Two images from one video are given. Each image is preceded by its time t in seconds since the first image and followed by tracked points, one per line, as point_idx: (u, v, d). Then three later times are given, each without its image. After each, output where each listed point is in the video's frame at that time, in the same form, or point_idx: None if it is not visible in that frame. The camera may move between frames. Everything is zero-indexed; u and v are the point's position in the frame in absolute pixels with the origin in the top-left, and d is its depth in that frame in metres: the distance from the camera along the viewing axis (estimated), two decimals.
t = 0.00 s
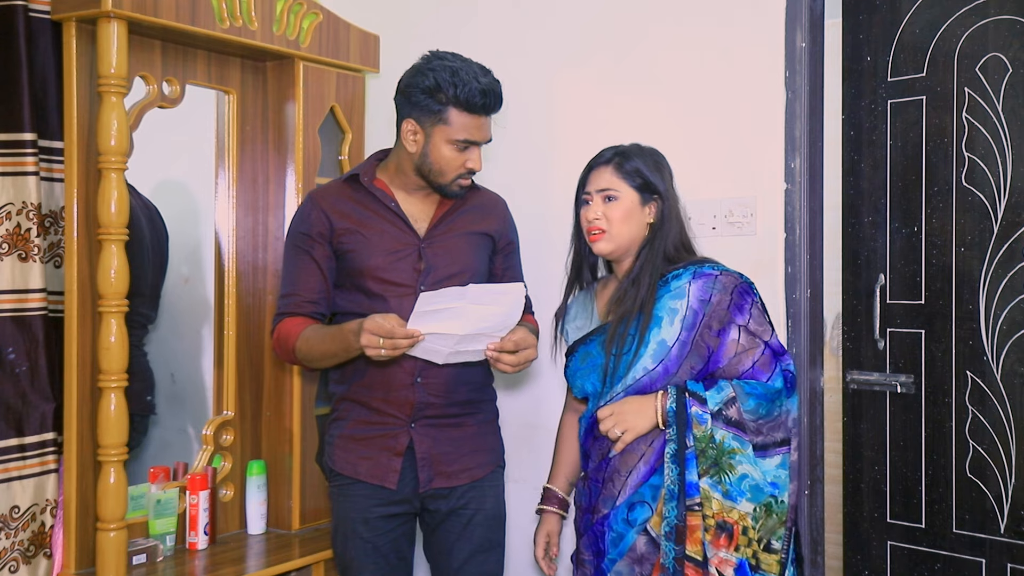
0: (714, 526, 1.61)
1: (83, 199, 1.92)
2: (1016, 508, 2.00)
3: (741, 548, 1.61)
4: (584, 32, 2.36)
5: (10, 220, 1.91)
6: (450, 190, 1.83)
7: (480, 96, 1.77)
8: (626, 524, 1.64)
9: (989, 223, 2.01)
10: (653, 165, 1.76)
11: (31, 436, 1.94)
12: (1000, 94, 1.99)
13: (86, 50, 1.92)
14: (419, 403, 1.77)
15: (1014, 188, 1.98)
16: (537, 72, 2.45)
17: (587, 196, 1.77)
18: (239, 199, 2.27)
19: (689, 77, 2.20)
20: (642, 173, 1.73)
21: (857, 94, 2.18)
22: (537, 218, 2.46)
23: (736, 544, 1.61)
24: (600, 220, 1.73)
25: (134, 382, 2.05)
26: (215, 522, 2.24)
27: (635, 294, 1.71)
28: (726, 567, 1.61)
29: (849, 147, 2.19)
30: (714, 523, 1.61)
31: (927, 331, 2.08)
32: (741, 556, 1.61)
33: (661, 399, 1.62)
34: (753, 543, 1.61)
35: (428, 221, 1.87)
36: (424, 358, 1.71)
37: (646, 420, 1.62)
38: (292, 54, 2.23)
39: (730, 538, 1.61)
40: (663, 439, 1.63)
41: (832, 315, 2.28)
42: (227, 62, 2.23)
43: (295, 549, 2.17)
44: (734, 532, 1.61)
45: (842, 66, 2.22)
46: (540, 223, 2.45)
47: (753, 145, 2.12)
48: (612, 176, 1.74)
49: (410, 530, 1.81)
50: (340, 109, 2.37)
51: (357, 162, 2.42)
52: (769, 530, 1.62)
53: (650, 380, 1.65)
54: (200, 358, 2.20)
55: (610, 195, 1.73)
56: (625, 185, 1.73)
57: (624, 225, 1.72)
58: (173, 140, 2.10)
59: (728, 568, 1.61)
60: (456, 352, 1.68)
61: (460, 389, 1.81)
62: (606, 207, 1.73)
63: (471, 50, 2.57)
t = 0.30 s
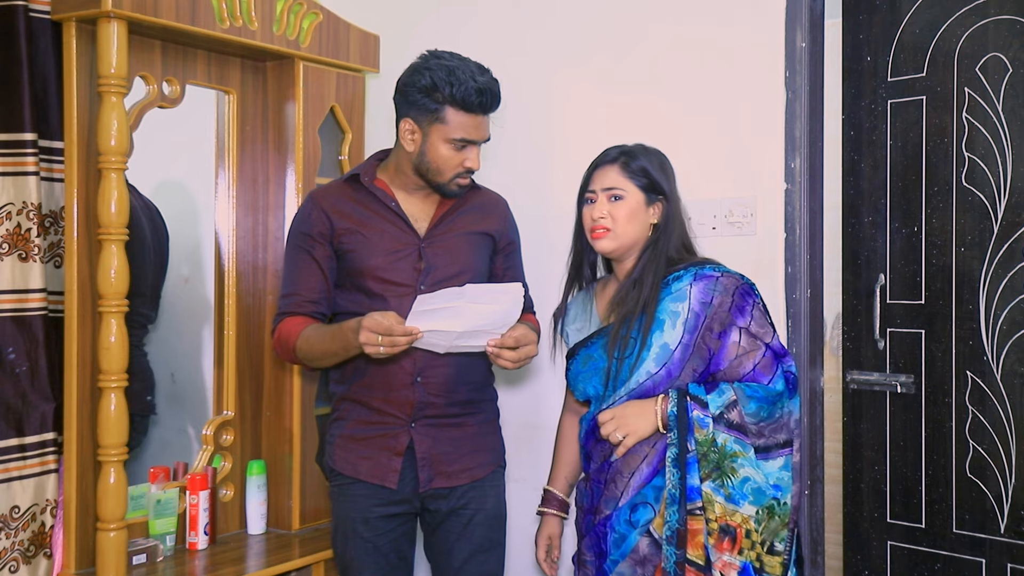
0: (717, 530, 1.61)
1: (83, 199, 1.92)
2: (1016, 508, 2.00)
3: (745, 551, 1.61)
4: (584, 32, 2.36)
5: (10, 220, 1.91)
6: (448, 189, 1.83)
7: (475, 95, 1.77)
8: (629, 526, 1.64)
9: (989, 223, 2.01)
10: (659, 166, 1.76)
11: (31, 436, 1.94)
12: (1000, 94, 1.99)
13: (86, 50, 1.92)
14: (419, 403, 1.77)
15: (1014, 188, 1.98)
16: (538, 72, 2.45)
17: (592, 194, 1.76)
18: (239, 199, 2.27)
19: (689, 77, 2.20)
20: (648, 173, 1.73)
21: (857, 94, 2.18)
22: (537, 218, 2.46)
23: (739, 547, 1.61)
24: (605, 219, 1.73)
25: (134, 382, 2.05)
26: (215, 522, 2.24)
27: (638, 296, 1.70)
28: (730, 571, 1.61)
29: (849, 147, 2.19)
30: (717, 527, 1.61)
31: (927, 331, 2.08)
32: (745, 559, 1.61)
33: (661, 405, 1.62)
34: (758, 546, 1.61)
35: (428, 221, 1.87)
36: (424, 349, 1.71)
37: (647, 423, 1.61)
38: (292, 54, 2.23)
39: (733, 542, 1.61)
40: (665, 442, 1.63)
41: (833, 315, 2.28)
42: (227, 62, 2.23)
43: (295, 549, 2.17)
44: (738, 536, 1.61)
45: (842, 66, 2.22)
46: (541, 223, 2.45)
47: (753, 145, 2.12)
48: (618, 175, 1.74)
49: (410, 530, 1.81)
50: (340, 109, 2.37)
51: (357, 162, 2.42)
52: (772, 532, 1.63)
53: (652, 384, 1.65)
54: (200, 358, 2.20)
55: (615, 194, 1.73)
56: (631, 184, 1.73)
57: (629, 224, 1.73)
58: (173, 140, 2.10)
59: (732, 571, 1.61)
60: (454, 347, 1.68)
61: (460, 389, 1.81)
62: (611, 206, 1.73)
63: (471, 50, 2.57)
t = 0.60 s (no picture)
0: (720, 531, 1.62)
1: (83, 199, 1.92)
2: (1016, 508, 2.00)
3: (747, 552, 1.62)
4: (584, 32, 2.36)
5: (10, 220, 1.91)
6: (443, 188, 1.82)
7: (464, 94, 1.75)
8: (631, 527, 1.64)
9: (989, 223, 2.01)
10: (665, 166, 1.76)
11: (31, 436, 1.94)
12: (1000, 94, 1.99)
13: (86, 50, 1.92)
14: (419, 402, 1.77)
15: (1014, 188, 1.98)
16: (537, 72, 2.45)
17: (598, 195, 1.76)
18: (239, 199, 2.26)
19: (689, 77, 2.20)
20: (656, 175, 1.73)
21: (857, 94, 2.18)
22: (537, 218, 2.46)
23: (742, 548, 1.62)
24: (612, 220, 1.72)
25: (134, 381, 2.05)
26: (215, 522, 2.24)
27: (640, 295, 1.70)
28: (733, 571, 1.62)
29: (849, 147, 2.19)
30: (720, 528, 1.62)
31: (927, 331, 2.08)
32: (748, 560, 1.62)
33: (663, 404, 1.62)
34: (760, 547, 1.62)
35: (429, 220, 1.86)
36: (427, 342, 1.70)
37: (648, 425, 1.61)
38: (291, 54, 2.23)
39: (736, 542, 1.62)
40: (667, 443, 1.63)
41: (833, 315, 2.29)
42: (227, 62, 2.23)
43: (295, 549, 2.17)
44: (740, 536, 1.62)
45: (842, 66, 2.22)
46: (541, 223, 2.45)
47: (753, 145, 2.12)
48: (625, 177, 1.74)
49: (411, 530, 1.81)
50: (340, 109, 2.37)
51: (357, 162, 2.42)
52: (775, 532, 1.63)
53: (655, 385, 1.64)
54: (200, 358, 2.20)
55: (623, 195, 1.73)
56: (639, 186, 1.73)
57: (636, 226, 1.73)
58: (173, 140, 2.10)
59: (735, 572, 1.62)
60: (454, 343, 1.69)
61: (460, 388, 1.81)
62: (619, 207, 1.73)
63: (471, 50, 2.57)
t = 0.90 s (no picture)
0: (725, 530, 1.61)
1: (83, 200, 1.92)
2: (1016, 508, 1.99)
3: (751, 551, 1.61)
4: (584, 33, 2.36)
5: (10, 220, 1.91)
6: (432, 187, 1.80)
7: (446, 96, 1.72)
8: (634, 528, 1.63)
9: (989, 223, 2.01)
10: (671, 168, 1.76)
11: (31, 436, 1.94)
12: (1000, 94, 1.99)
13: (86, 50, 1.92)
14: (420, 402, 1.77)
15: (1014, 188, 1.98)
16: (538, 72, 2.45)
17: (605, 198, 1.75)
18: (239, 200, 2.26)
19: (689, 77, 2.20)
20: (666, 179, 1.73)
21: (857, 95, 2.18)
22: (537, 218, 2.46)
23: (746, 546, 1.61)
24: (622, 224, 1.72)
25: (134, 381, 2.05)
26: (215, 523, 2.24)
27: (644, 295, 1.70)
28: (737, 570, 1.61)
29: (849, 147, 2.19)
30: (725, 527, 1.61)
31: (927, 331, 2.08)
32: (752, 558, 1.61)
33: (670, 403, 1.61)
34: (764, 545, 1.61)
35: (430, 220, 1.85)
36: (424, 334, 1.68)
37: (656, 424, 1.61)
38: (291, 54, 2.23)
39: (740, 541, 1.61)
40: (673, 443, 1.63)
41: (833, 316, 2.29)
42: (227, 62, 2.23)
43: (295, 549, 2.17)
44: (745, 535, 1.61)
45: (842, 66, 2.22)
46: (542, 222, 2.45)
47: (753, 145, 2.12)
48: (635, 180, 1.73)
49: (411, 530, 1.80)
50: (340, 110, 2.37)
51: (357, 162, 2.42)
52: (779, 530, 1.62)
53: (659, 386, 1.64)
54: (201, 359, 2.21)
55: (633, 199, 1.72)
56: (649, 190, 1.73)
57: (645, 229, 1.72)
58: (173, 140, 2.10)
59: (739, 571, 1.61)
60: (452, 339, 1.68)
61: (461, 388, 1.81)
62: (629, 212, 1.72)
63: (471, 51, 2.57)
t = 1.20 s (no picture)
0: (731, 531, 1.61)
1: (83, 200, 1.92)
2: (1016, 508, 2.00)
3: (757, 552, 1.61)
4: (584, 33, 2.36)
5: (10, 220, 1.91)
6: (423, 187, 1.76)
7: (432, 97, 1.67)
8: (638, 529, 1.63)
9: (989, 224, 2.01)
10: (678, 169, 1.75)
11: (31, 436, 1.94)
12: (1000, 94, 1.99)
13: (86, 50, 1.92)
14: (420, 401, 1.76)
15: (1014, 188, 1.98)
16: (538, 72, 2.45)
17: (615, 203, 1.74)
18: (239, 200, 2.26)
19: (689, 78, 2.20)
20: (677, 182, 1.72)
21: (857, 95, 2.18)
22: (537, 218, 2.46)
23: (752, 548, 1.61)
24: (634, 228, 1.71)
25: (133, 381, 2.05)
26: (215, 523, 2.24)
27: (651, 294, 1.69)
28: (743, 572, 1.61)
29: (849, 147, 2.19)
30: (731, 528, 1.61)
31: (927, 331, 2.08)
32: (757, 560, 1.61)
33: (676, 403, 1.60)
34: (769, 546, 1.61)
35: (431, 219, 1.83)
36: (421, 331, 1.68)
37: (663, 426, 1.60)
38: (291, 54, 2.23)
39: (746, 543, 1.61)
40: (678, 443, 1.62)
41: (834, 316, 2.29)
42: (227, 62, 2.23)
43: (295, 549, 2.17)
44: (751, 537, 1.61)
45: (842, 66, 2.22)
46: (542, 222, 2.45)
47: (753, 145, 2.12)
48: (645, 184, 1.72)
49: (412, 530, 1.80)
50: (340, 109, 2.37)
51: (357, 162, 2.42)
52: (784, 532, 1.62)
53: (665, 387, 1.63)
54: (201, 359, 2.21)
55: (644, 203, 1.72)
56: (660, 194, 1.72)
57: (656, 232, 1.72)
58: (173, 141, 2.10)
59: (745, 572, 1.61)
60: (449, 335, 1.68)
61: (461, 388, 1.80)
62: (641, 216, 1.71)
63: (471, 51, 2.57)
